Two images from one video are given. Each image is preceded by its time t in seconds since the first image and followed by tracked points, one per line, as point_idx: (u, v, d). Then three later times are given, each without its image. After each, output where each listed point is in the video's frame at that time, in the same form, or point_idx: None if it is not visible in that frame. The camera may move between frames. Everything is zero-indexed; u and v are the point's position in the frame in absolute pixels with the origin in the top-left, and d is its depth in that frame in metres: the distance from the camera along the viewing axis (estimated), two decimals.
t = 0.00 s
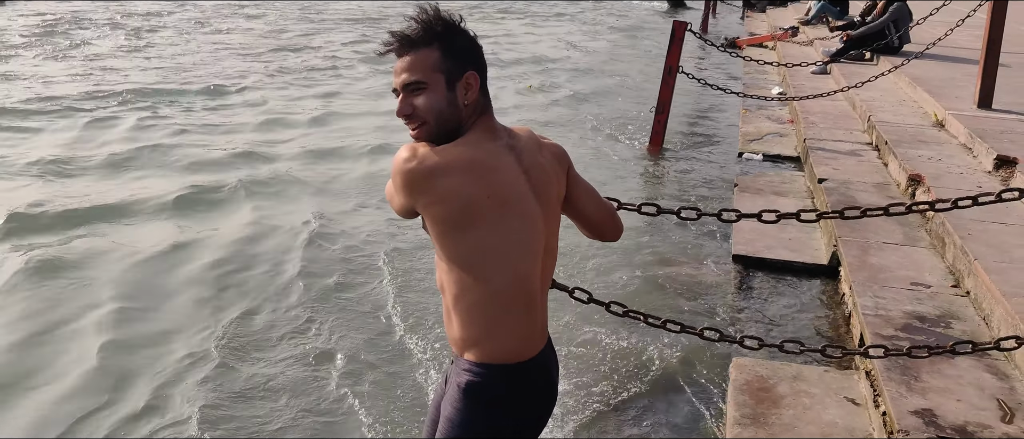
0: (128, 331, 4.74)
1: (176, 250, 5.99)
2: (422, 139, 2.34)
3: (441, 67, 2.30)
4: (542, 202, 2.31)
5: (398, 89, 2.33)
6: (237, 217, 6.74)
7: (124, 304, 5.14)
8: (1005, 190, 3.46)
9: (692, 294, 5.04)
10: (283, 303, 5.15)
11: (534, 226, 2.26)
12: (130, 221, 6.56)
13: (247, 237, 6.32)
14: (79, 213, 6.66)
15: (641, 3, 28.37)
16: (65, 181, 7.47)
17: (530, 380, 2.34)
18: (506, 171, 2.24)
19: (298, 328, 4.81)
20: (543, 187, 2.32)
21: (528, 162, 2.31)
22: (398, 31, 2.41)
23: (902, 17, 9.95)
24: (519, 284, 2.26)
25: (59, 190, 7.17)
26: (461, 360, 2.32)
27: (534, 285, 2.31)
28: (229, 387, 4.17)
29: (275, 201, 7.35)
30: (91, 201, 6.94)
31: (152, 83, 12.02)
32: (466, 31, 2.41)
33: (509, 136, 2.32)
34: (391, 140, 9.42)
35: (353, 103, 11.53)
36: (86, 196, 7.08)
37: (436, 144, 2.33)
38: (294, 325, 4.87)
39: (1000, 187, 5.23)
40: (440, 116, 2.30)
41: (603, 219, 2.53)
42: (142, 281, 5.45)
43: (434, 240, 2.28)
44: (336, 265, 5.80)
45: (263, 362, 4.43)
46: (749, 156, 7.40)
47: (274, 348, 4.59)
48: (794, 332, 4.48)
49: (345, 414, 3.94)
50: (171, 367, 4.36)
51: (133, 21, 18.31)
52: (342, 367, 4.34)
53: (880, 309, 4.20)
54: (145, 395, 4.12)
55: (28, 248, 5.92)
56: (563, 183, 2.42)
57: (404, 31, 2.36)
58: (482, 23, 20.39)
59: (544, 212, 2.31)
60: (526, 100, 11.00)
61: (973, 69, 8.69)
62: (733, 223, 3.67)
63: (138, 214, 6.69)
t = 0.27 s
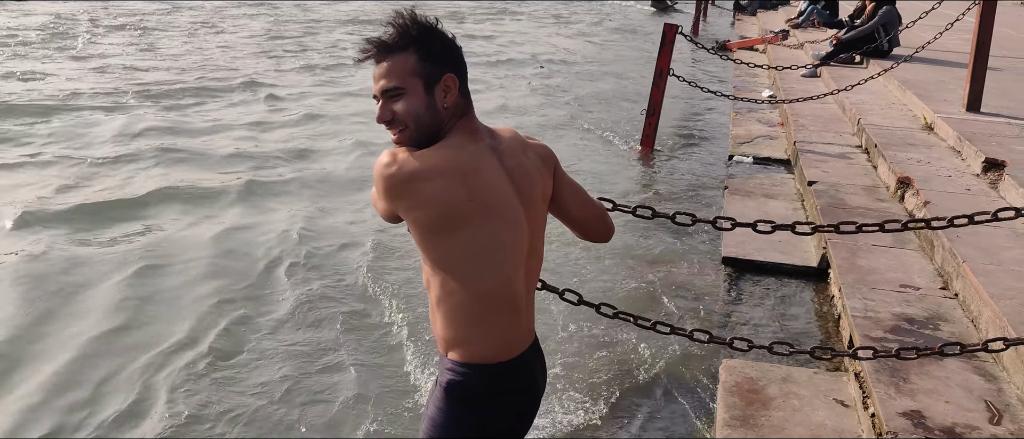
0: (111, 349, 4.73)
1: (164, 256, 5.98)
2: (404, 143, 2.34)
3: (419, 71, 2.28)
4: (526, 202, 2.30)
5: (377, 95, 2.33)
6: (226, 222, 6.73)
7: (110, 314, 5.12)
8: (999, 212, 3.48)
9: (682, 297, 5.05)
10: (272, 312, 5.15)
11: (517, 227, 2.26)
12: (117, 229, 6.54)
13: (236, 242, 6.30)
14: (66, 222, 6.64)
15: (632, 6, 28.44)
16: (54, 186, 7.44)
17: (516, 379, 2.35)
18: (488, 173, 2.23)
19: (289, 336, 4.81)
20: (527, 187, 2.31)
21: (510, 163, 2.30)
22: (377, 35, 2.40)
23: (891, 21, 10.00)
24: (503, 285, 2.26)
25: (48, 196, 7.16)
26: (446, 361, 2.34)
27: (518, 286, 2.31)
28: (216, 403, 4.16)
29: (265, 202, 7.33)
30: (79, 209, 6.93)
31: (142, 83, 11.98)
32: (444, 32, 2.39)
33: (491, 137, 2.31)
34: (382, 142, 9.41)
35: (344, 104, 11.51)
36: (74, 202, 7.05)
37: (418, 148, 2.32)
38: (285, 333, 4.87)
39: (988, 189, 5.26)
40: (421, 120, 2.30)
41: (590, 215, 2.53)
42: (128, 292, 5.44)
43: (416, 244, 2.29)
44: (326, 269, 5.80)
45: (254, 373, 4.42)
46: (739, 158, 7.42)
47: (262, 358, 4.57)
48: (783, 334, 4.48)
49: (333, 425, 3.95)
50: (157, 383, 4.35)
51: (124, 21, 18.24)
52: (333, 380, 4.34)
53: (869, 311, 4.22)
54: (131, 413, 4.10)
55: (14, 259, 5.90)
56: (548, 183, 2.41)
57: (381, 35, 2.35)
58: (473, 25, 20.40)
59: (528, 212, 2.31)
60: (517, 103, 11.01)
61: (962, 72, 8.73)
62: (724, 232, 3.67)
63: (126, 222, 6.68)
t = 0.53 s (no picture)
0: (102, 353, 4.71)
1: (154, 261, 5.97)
2: (386, 147, 2.34)
3: (397, 74, 2.28)
4: (509, 202, 2.29)
5: (358, 100, 2.33)
6: (217, 224, 6.71)
7: (99, 319, 5.09)
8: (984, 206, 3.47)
9: (673, 298, 5.05)
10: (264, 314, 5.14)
11: (501, 228, 2.25)
12: (107, 231, 6.52)
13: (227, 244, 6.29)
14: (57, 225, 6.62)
15: (624, 8, 28.49)
16: (43, 189, 7.41)
17: (503, 379, 2.35)
18: (469, 175, 2.22)
19: (280, 338, 4.79)
20: (510, 188, 2.30)
21: (492, 163, 2.29)
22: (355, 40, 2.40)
23: (882, 23, 10.03)
24: (487, 286, 2.25)
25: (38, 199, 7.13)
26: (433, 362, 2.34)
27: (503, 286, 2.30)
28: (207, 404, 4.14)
29: (256, 206, 7.32)
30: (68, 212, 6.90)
31: (132, 87, 11.94)
32: (421, 35, 2.39)
33: (472, 138, 2.31)
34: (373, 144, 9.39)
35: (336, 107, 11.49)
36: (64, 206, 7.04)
37: (400, 151, 2.32)
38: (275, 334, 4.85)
39: (977, 191, 5.27)
40: (401, 124, 2.30)
41: (576, 213, 2.52)
42: (118, 295, 5.41)
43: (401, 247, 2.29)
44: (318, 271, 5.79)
45: (243, 376, 4.41)
46: (730, 160, 7.43)
47: (252, 361, 4.56)
48: (774, 336, 4.49)
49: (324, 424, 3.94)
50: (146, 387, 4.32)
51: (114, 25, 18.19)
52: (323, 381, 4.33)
53: (859, 312, 4.23)
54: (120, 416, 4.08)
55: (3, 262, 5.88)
56: (532, 182, 2.40)
57: (359, 41, 2.35)
58: (465, 27, 20.40)
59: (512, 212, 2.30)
60: (509, 105, 11.01)
61: (952, 74, 8.76)
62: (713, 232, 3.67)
63: (117, 225, 6.66)
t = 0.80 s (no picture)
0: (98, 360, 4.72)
1: (150, 266, 5.97)
2: (383, 143, 2.34)
3: (398, 72, 2.29)
4: (504, 205, 2.29)
5: (358, 95, 2.33)
6: (213, 230, 6.72)
7: (96, 324, 5.10)
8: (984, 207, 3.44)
9: (669, 298, 5.05)
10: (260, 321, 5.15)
11: (495, 230, 2.25)
12: (103, 236, 6.52)
13: (223, 250, 6.30)
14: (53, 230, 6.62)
15: (619, 9, 28.53)
16: (39, 193, 7.41)
17: (488, 383, 2.35)
18: (465, 176, 2.23)
19: (276, 347, 4.80)
20: (506, 190, 2.30)
21: (489, 165, 2.29)
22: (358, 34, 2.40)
23: (877, 24, 10.04)
24: (478, 288, 2.26)
25: (34, 204, 7.14)
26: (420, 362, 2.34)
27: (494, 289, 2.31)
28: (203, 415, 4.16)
29: (252, 210, 7.33)
30: (65, 218, 6.90)
31: (128, 91, 11.93)
32: (425, 32, 2.39)
33: (470, 139, 2.31)
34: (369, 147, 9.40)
35: (332, 109, 11.50)
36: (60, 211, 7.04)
37: (397, 149, 2.33)
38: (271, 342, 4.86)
39: (973, 192, 5.28)
40: (399, 121, 2.30)
41: (570, 217, 2.52)
42: (115, 303, 5.43)
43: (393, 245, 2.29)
44: (313, 277, 5.79)
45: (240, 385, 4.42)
46: (726, 162, 7.44)
47: (249, 370, 4.57)
48: (770, 337, 4.50)
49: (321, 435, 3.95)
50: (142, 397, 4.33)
51: (110, 27, 18.17)
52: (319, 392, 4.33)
53: (855, 313, 4.23)
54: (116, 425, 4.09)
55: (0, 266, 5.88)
56: (529, 185, 2.40)
57: (361, 35, 2.35)
58: (461, 29, 20.42)
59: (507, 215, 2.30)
60: (505, 106, 11.01)
61: (947, 75, 8.78)
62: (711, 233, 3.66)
63: (113, 230, 6.66)
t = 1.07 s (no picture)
0: (97, 363, 4.71)
1: (150, 268, 5.98)
2: (383, 147, 2.35)
3: (396, 77, 2.29)
4: (504, 209, 2.30)
5: (357, 100, 2.34)
6: (213, 232, 6.71)
7: (100, 326, 5.12)
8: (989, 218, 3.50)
9: (670, 300, 5.06)
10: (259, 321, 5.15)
11: (494, 234, 2.26)
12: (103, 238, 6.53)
13: (224, 252, 6.30)
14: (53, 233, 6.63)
15: (620, 10, 28.53)
16: (40, 195, 7.42)
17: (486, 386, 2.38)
18: (464, 180, 2.23)
19: (276, 346, 4.80)
20: (506, 194, 2.31)
21: (489, 169, 2.30)
22: (357, 38, 2.41)
23: (878, 25, 10.04)
24: (477, 292, 2.26)
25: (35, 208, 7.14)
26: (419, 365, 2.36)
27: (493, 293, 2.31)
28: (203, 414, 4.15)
29: (253, 211, 7.33)
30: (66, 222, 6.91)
31: (130, 93, 11.94)
32: (424, 37, 2.39)
33: (471, 143, 2.31)
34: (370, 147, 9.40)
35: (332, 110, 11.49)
36: (61, 216, 7.05)
37: (397, 153, 2.33)
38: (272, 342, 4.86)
39: (973, 193, 5.28)
40: (399, 126, 2.30)
41: (571, 220, 2.53)
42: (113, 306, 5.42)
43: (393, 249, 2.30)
44: (314, 276, 5.79)
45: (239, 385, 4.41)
46: (727, 162, 7.44)
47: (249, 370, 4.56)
48: (771, 337, 4.50)
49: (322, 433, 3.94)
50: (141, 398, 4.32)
51: (111, 28, 18.20)
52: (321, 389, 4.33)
53: (855, 314, 4.24)
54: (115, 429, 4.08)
55: None
56: (529, 188, 2.41)
57: (361, 40, 2.35)
58: (461, 30, 20.43)
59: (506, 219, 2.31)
60: (506, 107, 11.01)
61: (948, 76, 8.78)
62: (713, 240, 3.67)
63: (113, 232, 6.66)
